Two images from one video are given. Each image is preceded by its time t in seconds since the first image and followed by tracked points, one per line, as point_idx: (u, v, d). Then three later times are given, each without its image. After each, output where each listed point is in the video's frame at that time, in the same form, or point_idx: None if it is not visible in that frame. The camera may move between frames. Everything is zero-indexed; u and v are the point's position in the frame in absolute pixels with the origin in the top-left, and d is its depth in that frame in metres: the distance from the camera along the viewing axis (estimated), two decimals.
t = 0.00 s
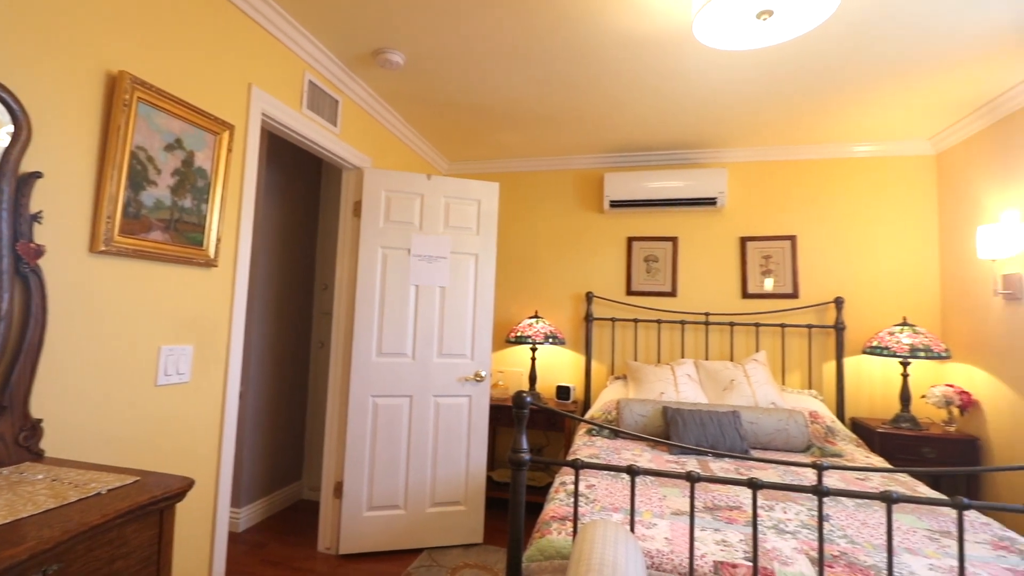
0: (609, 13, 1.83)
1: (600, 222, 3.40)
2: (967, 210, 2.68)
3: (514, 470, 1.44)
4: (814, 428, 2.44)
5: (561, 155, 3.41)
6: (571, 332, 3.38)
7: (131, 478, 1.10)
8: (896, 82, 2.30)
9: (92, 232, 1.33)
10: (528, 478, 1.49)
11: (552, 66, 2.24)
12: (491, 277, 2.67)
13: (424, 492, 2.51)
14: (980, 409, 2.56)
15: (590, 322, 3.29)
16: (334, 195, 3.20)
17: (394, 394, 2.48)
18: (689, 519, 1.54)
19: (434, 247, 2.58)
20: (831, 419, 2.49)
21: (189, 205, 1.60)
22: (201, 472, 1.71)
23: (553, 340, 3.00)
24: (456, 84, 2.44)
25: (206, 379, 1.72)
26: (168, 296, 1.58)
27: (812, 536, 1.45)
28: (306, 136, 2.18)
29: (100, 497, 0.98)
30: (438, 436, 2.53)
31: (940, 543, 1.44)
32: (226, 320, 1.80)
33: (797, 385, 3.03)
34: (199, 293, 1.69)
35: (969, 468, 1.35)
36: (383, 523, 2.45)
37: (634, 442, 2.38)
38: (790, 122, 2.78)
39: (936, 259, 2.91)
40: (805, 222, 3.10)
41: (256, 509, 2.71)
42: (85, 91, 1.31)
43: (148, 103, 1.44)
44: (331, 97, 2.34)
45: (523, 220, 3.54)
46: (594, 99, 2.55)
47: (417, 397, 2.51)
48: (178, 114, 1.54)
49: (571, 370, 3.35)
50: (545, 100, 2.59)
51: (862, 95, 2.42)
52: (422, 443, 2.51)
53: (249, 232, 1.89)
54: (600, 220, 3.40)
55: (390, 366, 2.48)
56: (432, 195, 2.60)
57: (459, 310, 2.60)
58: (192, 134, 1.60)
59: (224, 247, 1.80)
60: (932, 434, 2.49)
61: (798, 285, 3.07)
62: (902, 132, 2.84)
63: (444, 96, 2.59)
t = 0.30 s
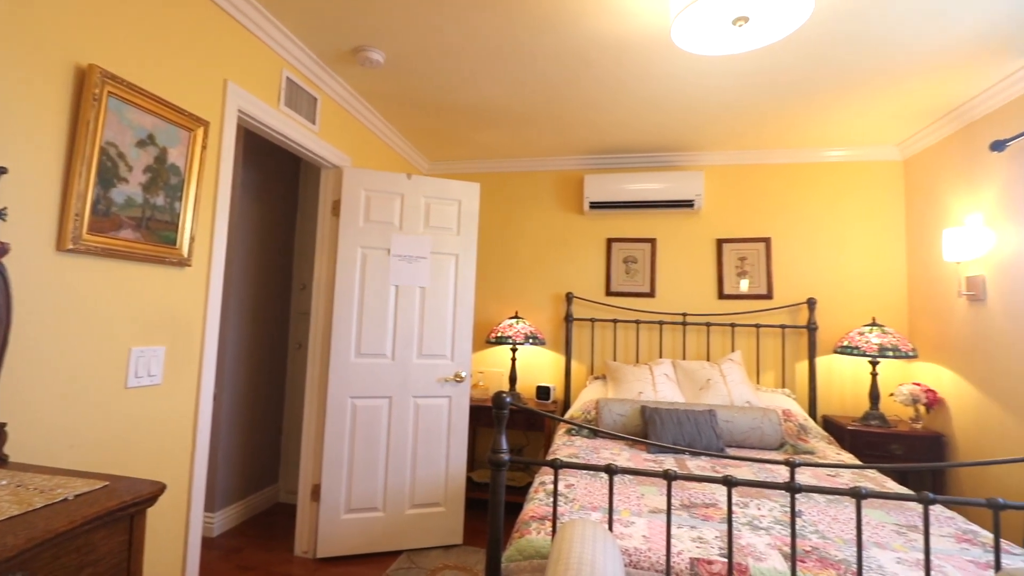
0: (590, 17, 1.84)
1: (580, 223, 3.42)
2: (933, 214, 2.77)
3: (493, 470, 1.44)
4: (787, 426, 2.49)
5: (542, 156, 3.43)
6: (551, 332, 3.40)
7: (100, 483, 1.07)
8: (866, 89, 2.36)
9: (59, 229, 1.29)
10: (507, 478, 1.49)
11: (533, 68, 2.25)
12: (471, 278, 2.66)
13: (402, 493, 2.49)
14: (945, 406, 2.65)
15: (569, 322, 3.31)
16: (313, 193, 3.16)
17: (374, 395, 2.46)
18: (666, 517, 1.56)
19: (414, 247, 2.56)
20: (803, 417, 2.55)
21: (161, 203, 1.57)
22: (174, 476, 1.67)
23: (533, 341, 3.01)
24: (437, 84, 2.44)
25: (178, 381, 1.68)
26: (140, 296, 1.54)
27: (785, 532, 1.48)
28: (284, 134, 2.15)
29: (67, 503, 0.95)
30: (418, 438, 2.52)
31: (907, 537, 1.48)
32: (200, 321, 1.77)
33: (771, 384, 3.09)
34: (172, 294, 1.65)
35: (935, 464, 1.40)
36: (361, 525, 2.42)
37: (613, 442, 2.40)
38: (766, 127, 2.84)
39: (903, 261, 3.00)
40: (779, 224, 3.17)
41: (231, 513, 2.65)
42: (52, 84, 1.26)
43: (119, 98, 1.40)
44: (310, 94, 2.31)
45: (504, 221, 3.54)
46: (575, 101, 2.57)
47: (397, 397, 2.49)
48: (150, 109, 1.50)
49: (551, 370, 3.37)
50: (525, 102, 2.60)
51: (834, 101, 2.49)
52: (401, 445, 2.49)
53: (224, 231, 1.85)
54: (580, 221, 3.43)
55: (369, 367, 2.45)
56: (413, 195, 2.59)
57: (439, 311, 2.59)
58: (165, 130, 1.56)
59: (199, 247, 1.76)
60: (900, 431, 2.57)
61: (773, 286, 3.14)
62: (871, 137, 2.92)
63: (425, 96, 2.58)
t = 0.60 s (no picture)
0: (571, 19, 1.86)
1: (560, 224, 3.44)
2: (901, 218, 2.86)
3: (472, 471, 1.44)
4: (761, 424, 2.54)
5: (523, 157, 3.44)
6: (531, 332, 3.41)
7: (66, 489, 1.04)
8: (838, 95, 2.43)
9: (23, 227, 1.25)
10: (486, 478, 1.48)
11: (513, 68, 2.25)
12: (452, 278, 2.66)
13: (381, 495, 2.47)
14: (911, 404, 2.73)
15: (549, 322, 3.32)
16: (290, 192, 3.11)
17: (352, 396, 2.43)
18: (643, 515, 1.58)
19: (393, 247, 2.54)
20: (777, 416, 2.60)
21: (132, 201, 1.53)
22: (145, 481, 1.63)
23: (513, 341, 3.02)
24: (417, 83, 2.42)
25: (150, 383, 1.64)
26: (110, 296, 1.50)
27: (758, 528, 1.51)
28: (260, 131, 2.11)
29: (31, 510, 0.92)
30: (396, 439, 2.50)
31: (875, 531, 1.53)
32: (172, 321, 1.73)
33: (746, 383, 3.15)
34: (143, 294, 1.61)
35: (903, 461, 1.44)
36: (338, 528, 2.40)
37: (592, 441, 2.42)
38: (742, 131, 2.89)
39: (872, 263, 3.09)
40: (754, 227, 3.23)
41: (204, 518, 2.60)
42: (16, 77, 1.22)
43: (88, 92, 1.36)
44: (287, 91, 2.28)
45: (484, 221, 3.54)
46: (555, 102, 2.58)
47: (375, 399, 2.47)
48: (121, 104, 1.46)
49: (531, 370, 3.38)
50: (506, 102, 2.60)
51: (807, 106, 2.55)
52: (380, 447, 2.47)
53: (198, 229, 1.81)
54: (560, 222, 3.44)
55: (347, 368, 2.43)
56: (392, 194, 2.57)
57: (419, 311, 2.57)
58: (136, 126, 1.52)
59: (171, 246, 1.72)
60: (868, 428, 2.64)
61: (748, 287, 3.20)
62: (843, 142, 3.00)
63: (405, 95, 2.57)
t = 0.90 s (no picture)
0: (547, 22, 1.87)
1: (536, 225, 3.46)
2: (864, 222, 2.96)
3: (446, 472, 1.43)
4: (731, 422, 2.60)
5: (499, 158, 3.44)
6: (507, 333, 3.41)
7: (23, 496, 1.00)
8: (805, 102, 2.51)
9: None
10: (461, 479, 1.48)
11: (490, 69, 2.26)
12: (427, 279, 2.64)
13: (354, 499, 2.44)
14: (873, 401, 2.83)
15: (525, 323, 3.33)
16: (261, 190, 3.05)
17: (325, 398, 2.40)
18: (616, 513, 1.60)
19: (368, 247, 2.52)
20: (746, 414, 2.66)
21: (95, 197, 1.47)
22: (107, 488, 1.57)
23: (489, 342, 3.02)
24: (393, 81, 2.41)
25: (113, 386, 1.59)
26: (70, 296, 1.44)
27: (727, 524, 1.55)
28: (231, 128, 2.06)
29: None
30: (370, 441, 2.47)
31: (838, 525, 1.58)
32: (137, 322, 1.68)
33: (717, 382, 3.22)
34: (106, 294, 1.56)
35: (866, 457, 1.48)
36: (310, 533, 2.36)
37: (567, 441, 2.44)
38: (714, 136, 2.95)
39: (837, 266, 3.19)
40: (726, 229, 3.30)
41: (170, 524, 2.52)
42: None
43: (48, 84, 1.31)
44: (259, 87, 2.23)
45: (461, 221, 3.53)
46: (532, 104, 2.59)
47: (349, 400, 2.44)
48: (83, 97, 1.41)
49: (507, 371, 3.38)
50: (483, 103, 2.60)
51: (776, 112, 2.62)
52: (353, 449, 2.44)
53: (164, 228, 1.76)
54: (536, 223, 3.46)
55: (320, 369, 2.39)
56: (367, 194, 2.54)
57: (393, 312, 2.55)
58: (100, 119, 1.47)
59: (136, 244, 1.67)
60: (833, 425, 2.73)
61: (719, 289, 3.27)
62: (810, 148, 3.09)
63: (381, 94, 2.54)
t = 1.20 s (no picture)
0: (526, 23, 1.88)
1: (514, 226, 3.46)
2: (831, 225, 3.05)
3: (422, 473, 1.42)
4: (704, 421, 2.65)
5: (477, 158, 3.44)
6: (484, 333, 3.41)
7: None
8: (775, 108, 2.57)
9: None
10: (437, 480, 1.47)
11: (469, 69, 2.25)
12: (404, 279, 2.62)
13: (329, 502, 2.41)
14: (839, 399, 2.92)
15: (502, 323, 3.34)
16: (233, 188, 2.99)
17: (299, 400, 2.36)
18: (591, 512, 1.61)
19: (344, 246, 2.49)
20: (718, 412, 2.72)
21: (57, 193, 1.42)
22: (70, 494, 1.52)
23: (466, 342, 3.01)
24: (370, 79, 2.38)
25: (77, 389, 1.54)
26: (30, 296, 1.39)
27: (699, 521, 1.58)
28: (202, 124, 2.02)
29: None
30: (345, 443, 2.44)
31: (806, 520, 1.63)
32: (101, 323, 1.63)
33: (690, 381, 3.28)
34: (69, 293, 1.51)
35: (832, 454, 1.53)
36: (283, 537, 2.32)
37: (543, 441, 2.45)
38: (688, 139, 3.01)
39: (806, 268, 3.28)
40: (700, 231, 3.36)
41: (136, 531, 2.45)
42: None
43: (8, 75, 1.26)
44: (232, 83, 2.19)
45: (438, 222, 3.52)
46: (510, 105, 2.60)
47: (323, 402, 2.40)
48: (46, 89, 1.37)
49: (484, 371, 3.38)
50: (461, 103, 2.60)
51: (748, 118, 2.68)
52: (327, 451, 2.41)
53: (131, 225, 1.71)
54: (514, 223, 3.47)
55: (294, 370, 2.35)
56: (343, 193, 2.51)
57: (370, 312, 2.53)
58: (64, 113, 1.43)
59: (101, 243, 1.62)
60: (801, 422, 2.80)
61: (693, 290, 3.32)
62: (781, 153, 3.17)
63: (357, 92, 2.52)
